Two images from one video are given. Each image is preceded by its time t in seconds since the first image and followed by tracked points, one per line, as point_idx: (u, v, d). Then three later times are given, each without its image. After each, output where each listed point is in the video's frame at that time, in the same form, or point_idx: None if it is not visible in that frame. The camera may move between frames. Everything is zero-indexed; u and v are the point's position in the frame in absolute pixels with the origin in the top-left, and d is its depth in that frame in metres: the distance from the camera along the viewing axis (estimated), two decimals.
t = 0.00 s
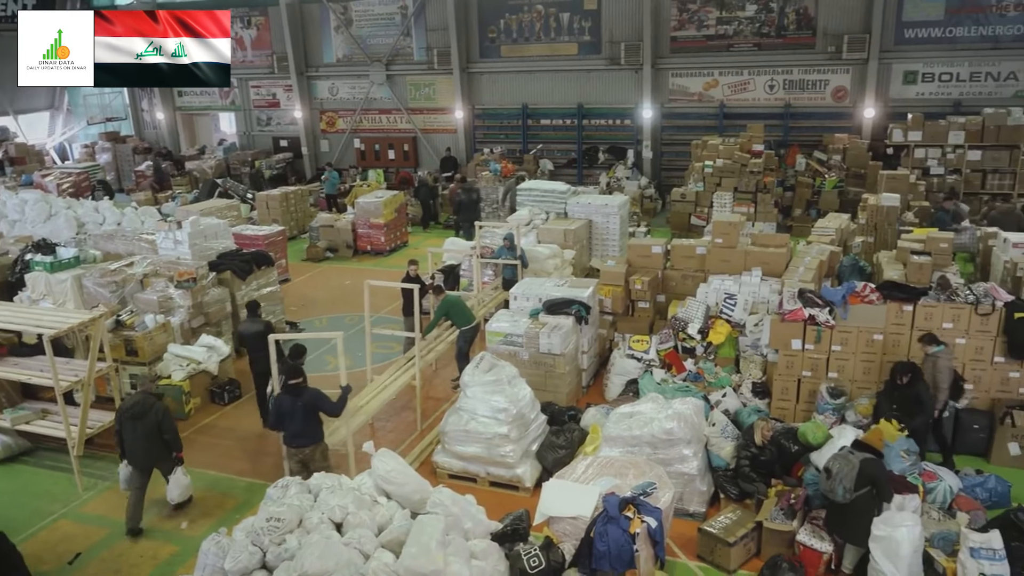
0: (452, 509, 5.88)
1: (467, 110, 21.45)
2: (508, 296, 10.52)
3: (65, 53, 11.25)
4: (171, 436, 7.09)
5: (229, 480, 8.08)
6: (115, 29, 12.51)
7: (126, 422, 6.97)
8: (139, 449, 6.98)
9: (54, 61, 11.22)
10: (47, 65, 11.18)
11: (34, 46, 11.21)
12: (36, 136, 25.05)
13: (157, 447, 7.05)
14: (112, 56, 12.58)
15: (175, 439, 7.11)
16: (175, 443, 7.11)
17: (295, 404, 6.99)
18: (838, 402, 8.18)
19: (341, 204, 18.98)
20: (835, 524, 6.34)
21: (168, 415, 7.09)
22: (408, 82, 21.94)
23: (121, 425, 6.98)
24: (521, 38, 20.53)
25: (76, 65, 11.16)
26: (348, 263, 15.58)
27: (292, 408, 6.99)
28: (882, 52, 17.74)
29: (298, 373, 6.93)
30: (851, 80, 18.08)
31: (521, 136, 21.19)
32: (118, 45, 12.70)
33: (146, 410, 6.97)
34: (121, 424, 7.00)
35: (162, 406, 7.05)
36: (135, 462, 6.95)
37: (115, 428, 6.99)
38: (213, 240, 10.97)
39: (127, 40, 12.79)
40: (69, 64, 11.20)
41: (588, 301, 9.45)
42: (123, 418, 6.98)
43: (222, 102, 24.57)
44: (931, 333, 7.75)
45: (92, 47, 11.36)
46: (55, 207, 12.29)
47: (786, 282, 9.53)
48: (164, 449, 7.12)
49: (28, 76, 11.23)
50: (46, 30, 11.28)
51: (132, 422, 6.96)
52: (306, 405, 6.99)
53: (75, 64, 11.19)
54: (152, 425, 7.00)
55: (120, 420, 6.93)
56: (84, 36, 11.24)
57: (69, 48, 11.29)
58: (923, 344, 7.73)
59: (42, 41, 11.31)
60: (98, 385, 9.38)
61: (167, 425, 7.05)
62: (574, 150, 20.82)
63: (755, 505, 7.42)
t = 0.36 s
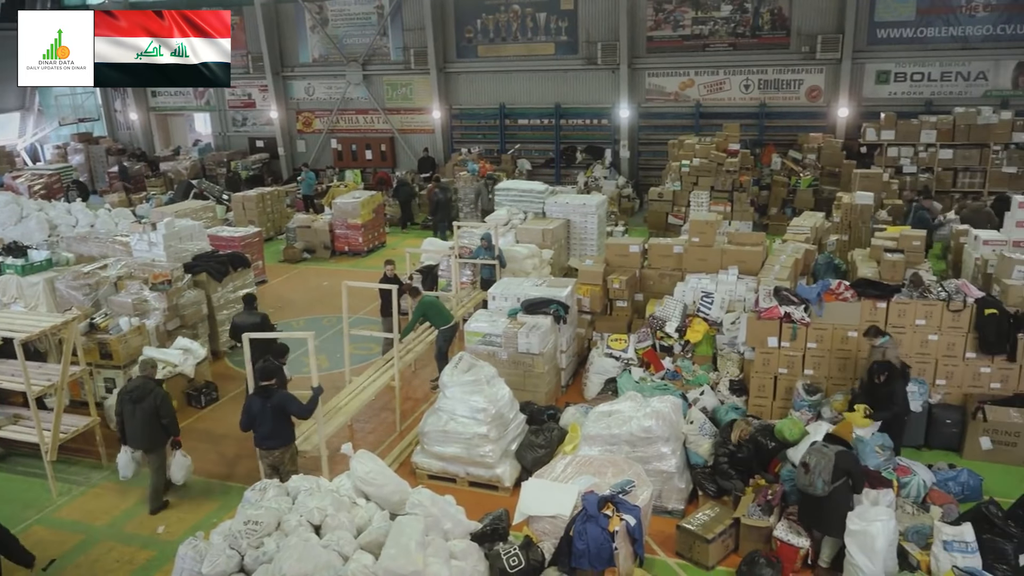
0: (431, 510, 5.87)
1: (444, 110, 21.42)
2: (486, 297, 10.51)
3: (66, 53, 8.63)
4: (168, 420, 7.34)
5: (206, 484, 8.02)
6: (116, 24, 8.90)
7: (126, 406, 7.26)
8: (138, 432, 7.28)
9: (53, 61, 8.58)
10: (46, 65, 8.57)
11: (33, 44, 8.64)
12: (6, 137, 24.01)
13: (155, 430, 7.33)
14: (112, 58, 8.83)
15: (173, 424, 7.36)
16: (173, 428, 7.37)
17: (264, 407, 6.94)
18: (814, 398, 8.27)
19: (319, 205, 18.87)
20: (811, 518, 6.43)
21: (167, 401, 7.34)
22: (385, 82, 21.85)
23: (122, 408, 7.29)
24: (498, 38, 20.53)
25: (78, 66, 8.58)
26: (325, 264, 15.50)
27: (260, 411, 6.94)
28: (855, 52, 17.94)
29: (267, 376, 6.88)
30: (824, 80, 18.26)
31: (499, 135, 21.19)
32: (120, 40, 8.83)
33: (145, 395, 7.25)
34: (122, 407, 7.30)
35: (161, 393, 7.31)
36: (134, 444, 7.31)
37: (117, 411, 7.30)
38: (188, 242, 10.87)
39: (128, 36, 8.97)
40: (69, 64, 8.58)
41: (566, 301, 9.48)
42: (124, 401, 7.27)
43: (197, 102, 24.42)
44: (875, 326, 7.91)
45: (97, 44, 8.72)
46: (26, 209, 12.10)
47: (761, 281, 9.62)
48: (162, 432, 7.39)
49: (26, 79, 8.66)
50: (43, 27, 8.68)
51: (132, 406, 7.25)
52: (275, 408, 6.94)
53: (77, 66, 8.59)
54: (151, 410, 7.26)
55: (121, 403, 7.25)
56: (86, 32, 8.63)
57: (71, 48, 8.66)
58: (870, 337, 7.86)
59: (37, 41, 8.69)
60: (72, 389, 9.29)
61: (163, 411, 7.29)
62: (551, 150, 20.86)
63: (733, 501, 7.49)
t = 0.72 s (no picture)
0: (413, 510, 5.87)
1: (424, 108, 21.37)
2: (466, 296, 10.50)
3: (66, 54, 9.58)
4: (170, 401, 7.72)
5: (186, 487, 7.96)
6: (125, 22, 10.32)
7: (129, 387, 7.60)
8: (142, 411, 7.66)
9: (53, 61, 9.56)
10: (46, 64, 9.54)
11: (37, 42, 9.54)
12: None
13: (157, 410, 7.71)
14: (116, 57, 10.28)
15: (174, 403, 7.73)
16: (174, 407, 7.75)
17: (243, 408, 6.91)
18: (793, 394, 8.33)
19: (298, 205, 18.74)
20: (795, 509, 6.49)
21: (168, 382, 7.68)
22: (364, 80, 21.76)
23: (124, 389, 7.63)
24: (477, 37, 20.52)
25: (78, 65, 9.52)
26: (305, 264, 15.43)
27: (240, 412, 6.91)
28: (831, 50, 18.10)
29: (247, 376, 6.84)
30: (801, 78, 18.42)
31: (479, 134, 21.17)
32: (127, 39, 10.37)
33: (147, 378, 7.57)
34: (125, 388, 7.64)
35: (161, 374, 7.64)
36: (138, 422, 7.70)
37: (119, 392, 7.64)
38: (166, 243, 10.79)
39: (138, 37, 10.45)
40: (70, 64, 9.56)
41: (546, 299, 9.51)
42: (126, 383, 7.61)
43: (173, 102, 24.25)
44: (826, 326, 8.21)
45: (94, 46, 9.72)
46: None
47: (740, 278, 9.70)
48: (165, 412, 7.77)
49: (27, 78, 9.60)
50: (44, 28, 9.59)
51: (134, 387, 7.58)
52: (254, 409, 6.91)
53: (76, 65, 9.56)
54: (153, 391, 7.61)
55: (124, 385, 7.58)
56: (86, 34, 9.61)
57: (70, 48, 9.64)
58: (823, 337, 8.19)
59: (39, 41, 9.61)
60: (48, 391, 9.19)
61: (164, 392, 7.65)
62: (531, 148, 20.87)
63: (714, 496, 7.53)
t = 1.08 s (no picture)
0: (396, 509, 5.86)
1: (405, 107, 21.32)
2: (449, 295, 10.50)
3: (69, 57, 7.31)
4: (177, 389, 7.91)
5: (167, 489, 7.90)
6: (125, 15, 7.29)
7: (138, 376, 7.83)
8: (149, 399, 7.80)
9: (53, 61, 7.34)
10: (46, 65, 7.33)
11: (34, 43, 7.38)
12: None
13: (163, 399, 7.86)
14: (115, 59, 7.23)
15: (181, 391, 7.92)
16: (180, 396, 7.92)
17: (219, 409, 6.88)
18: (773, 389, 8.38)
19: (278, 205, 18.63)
20: (778, 500, 6.56)
21: (177, 371, 7.96)
22: (345, 79, 21.66)
23: (134, 379, 7.84)
24: (458, 35, 20.49)
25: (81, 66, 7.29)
26: (286, 264, 15.36)
27: (217, 412, 6.87)
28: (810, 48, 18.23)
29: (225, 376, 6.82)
30: (781, 76, 18.54)
31: (460, 133, 21.17)
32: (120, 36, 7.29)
33: (158, 364, 7.84)
34: (134, 378, 7.86)
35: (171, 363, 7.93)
36: (143, 411, 7.79)
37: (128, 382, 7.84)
38: (145, 244, 10.70)
39: (136, 37, 7.28)
40: (70, 64, 7.33)
41: (529, 297, 9.52)
42: (137, 372, 7.85)
43: (152, 101, 24.08)
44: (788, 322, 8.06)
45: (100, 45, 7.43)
46: None
47: (721, 275, 9.75)
48: (171, 401, 7.92)
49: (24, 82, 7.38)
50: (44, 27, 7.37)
51: (144, 375, 7.81)
52: (230, 411, 6.87)
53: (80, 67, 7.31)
54: (163, 377, 7.85)
55: (134, 373, 7.81)
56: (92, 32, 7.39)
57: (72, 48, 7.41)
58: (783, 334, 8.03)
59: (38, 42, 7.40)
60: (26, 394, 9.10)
61: (174, 379, 7.89)
62: (513, 147, 20.89)
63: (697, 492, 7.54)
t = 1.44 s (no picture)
0: (380, 510, 5.84)
1: (385, 107, 21.25)
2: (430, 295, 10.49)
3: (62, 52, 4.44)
4: (179, 375, 7.96)
5: (147, 493, 7.84)
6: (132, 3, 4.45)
7: (139, 361, 7.83)
8: (150, 385, 7.86)
9: (46, 57, 4.42)
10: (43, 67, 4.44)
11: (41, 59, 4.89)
12: None
13: (164, 384, 7.92)
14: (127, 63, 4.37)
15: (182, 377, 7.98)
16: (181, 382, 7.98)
17: (189, 410, 6.84)
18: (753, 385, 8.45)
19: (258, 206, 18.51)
20: (760, 494, 6.60)
21: (177, 357, 7.98)
22: (324, 79, 21.56)
23: (134, 365, 7.85)
24: (438, 34, 20.46)
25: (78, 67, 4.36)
26: (266, 265, 15.28)
27: (186, 414, 6.84)
28: (787, 46, 18.35)
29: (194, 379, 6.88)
30: (759, 73, 18.67)
31: (441, 133, 21.15)
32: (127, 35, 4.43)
33: (159, 351, 7.84)
34: (134, 363, 7.86)
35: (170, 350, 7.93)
36: (145, 395, 7.87)
37: (128, 367, 7.85)
38: (122, 246, 10.59)
39: (136, 31, 4.36)
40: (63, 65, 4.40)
41: (511, 296, 9.53)
42: (136, 357, 7.85)
43: (128, 102, 23.86)
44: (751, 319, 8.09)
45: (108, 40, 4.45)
46: None
47: (702, 272, 9.80)
48: (171, 386, 7.99)
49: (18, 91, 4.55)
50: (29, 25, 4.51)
51: (145, 360, 7.82)
52: (198, 412, 6.81)
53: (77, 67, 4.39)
54: (164, 363, 7.87)
55: (135, 358, 7.81)
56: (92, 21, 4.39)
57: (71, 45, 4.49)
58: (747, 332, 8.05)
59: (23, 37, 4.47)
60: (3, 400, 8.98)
61: (174, 365, 7.93)
62: (494, 146, 20.88)
63: (679, 489, 7.60)
